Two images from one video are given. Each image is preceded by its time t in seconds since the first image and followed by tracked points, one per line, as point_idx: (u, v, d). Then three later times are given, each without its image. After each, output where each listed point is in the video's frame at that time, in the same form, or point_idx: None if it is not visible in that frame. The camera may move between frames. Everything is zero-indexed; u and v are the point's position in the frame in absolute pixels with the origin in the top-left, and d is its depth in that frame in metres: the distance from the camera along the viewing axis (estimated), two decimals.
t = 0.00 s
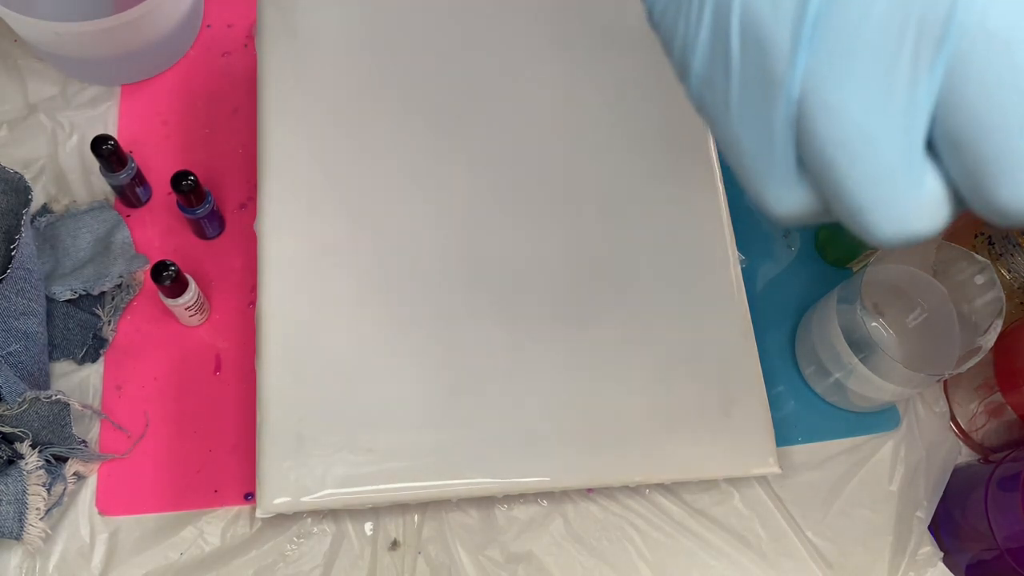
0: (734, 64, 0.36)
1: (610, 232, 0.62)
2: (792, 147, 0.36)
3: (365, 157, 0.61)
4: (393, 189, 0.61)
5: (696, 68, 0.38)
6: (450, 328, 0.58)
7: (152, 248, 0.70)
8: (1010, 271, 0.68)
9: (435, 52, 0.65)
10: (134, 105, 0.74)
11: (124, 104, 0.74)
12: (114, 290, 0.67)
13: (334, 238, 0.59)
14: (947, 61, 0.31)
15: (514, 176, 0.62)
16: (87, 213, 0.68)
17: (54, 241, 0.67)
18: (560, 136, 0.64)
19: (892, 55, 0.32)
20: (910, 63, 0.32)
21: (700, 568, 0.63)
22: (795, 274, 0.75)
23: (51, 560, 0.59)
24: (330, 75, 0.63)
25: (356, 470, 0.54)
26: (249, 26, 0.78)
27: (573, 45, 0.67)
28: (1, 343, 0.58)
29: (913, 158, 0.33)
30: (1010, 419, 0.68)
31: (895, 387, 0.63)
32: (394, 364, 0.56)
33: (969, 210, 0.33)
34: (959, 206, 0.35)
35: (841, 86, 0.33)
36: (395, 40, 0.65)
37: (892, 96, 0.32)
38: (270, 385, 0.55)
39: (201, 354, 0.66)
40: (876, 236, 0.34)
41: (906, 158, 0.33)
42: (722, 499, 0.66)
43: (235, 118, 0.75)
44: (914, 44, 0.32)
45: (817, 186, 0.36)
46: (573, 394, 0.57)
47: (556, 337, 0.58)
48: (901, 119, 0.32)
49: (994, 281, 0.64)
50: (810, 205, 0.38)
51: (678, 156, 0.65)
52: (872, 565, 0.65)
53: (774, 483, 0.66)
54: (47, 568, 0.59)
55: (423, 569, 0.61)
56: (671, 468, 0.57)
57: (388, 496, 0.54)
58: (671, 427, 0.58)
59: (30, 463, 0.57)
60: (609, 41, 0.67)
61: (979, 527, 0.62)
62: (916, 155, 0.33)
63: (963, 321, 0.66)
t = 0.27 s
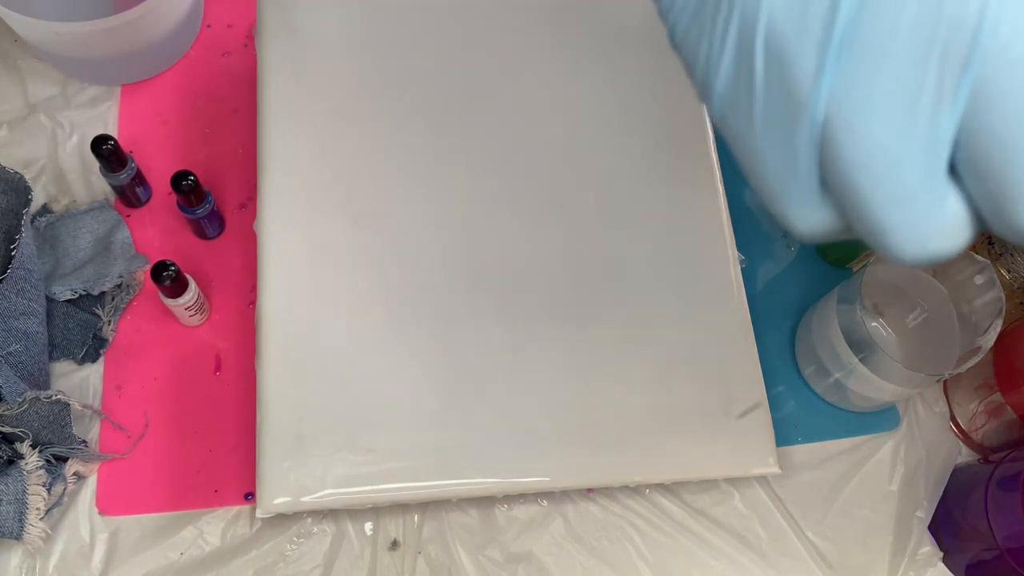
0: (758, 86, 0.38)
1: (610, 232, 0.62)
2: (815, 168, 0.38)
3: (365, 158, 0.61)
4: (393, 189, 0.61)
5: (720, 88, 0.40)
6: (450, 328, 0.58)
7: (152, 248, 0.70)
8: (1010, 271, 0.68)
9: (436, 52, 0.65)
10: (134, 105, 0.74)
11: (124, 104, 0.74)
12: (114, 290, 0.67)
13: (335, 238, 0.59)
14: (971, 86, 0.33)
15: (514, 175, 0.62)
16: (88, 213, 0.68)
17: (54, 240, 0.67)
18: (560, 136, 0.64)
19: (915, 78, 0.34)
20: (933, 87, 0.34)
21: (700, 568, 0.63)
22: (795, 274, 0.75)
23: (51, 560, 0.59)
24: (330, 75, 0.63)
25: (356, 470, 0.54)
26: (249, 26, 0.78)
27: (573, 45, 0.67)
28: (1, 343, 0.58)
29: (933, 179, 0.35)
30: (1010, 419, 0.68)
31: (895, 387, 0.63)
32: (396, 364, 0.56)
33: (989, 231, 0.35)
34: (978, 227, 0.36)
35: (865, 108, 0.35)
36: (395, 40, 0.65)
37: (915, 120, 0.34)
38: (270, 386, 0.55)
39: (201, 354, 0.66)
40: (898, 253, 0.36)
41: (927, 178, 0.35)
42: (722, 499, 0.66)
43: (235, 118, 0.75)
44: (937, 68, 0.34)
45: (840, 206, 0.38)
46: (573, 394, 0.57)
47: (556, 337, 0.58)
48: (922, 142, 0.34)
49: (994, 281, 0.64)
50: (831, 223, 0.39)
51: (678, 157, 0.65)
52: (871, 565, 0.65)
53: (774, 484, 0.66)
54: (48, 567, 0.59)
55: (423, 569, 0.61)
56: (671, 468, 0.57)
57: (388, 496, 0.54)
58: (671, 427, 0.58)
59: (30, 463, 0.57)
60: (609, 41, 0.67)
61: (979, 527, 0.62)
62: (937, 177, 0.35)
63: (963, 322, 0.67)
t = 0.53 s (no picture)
0: None
1: (610, 232, 0.62)
2: (735, 49, 0.35)
3: (365, 158, 0.61)
4: (393, 189, 0.61)
5: None
6: (450, 328, 0.58)
7: (152, 248, 0.70)
8: (1010, 271, 0.68)
9: (436, 52, 0.65)
10: (134, 105, 0.74)
11: (124, 104, 0.74)
12: (114, 290, 0.67)
13: (336, 238, 0.59)
14: None
15: (514, 175, 0.62)
16: (88, 213, 0.69)
17: (54, 241, 0.67)
18: (560, 136, 0.64)
19: None
20: None
21: (700, 568, 0.63)
22: (795, 274, 0.75)
23: (51, 560, 0.59)
24: (330, 75, 0.63)
25: (356, 469, 0.54)
26: (249, 26, 0.78)
27: (573, 45, 0.67)
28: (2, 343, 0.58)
29: (860, 45, 0.32)
30: (1010, 419, 0.68)
31: (895, 387, 0.63)
32: (396, 364, 0.56)
33: (928, 111, 0.33)
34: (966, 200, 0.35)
35: None
36: (395, 40, 0.65)
37: None
38: (270, 386, 0.55)
39: (201, 354, 0.66)
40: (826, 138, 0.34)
41: (853, 48, 0.32)
42: (723, 499, 0.66)
43: (235, 118, 0.75)
44: None
45: (768, 94, 0.35)
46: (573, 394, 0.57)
47: (556, 337, 0.58)
48: None
49: (994, 281, 0.64)
50: (760, 117, 0.37)
51: (677, 157, 0.65)
52: (871, 565, 0.65)
53: (774, 483, 0.66)
54: (48, 567, 0.59)
55: (423, 569, 0.61)
56: (671, 467, 0.57)
57: (388, 496, 0.54)
58: (671, 427, 0.58)
59: (30, 463, 0.57)
60: (610, 41, 0.67)
61: (979, 527, 0.62)
62: (864, 42, 0.32)
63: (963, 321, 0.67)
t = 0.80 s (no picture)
0: None
1: (609, 232, 0.62)
2: None
3: (365, 158, 0.61)
4: (393, 189, 0.61)
5: None
6: (450, 328, 0.58)
7: (152, 248, 0.70)
8: (1010, 271, 0.68)
9: (436, 52, 0.65)
10: (134, 105, 0.74)
11: (123, 104, 0.74)
12: (114, 290, 0.67)
13: (336, 237, 0.59)
14: None
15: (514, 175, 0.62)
16: (88, 213, 0.69)
17: (54, 241, 0.67)
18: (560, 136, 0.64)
19: None
20: None
21: (700, 568, 0.63)
22: (795, 274, 0.75)
23: (51, 559, 0.59)
24: (330, 75, 0.63)
25: (356, 469, 0.54)
26: (249, 26, 0.78)
27: (573, 45, 0.67)
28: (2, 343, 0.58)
29: None
30: (1010, 419, 0.68)
31: (895, 387, 0.63)
32: (396, 364, 0.56)
33: None
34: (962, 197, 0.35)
35: None
36: (395, 40, 0.65)
37: None
38: (270, 385, 0.55)
39: (201, 354, 0.66)
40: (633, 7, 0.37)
41: None
42: (722, 499, 0.66)
43: (235, 118, 0.75)
44: None
45: None
46: (572, 394, 0.57)
47: (556, 337, 0.58)
48: None
49: (994, 281, 0.65)
50: None
51: (677, 156, 0.65)
52: (871, 564, 0.65)
53: (773, 483, 0.66)
54: (48, 567, 0.59)
55: (423, 569, 0.61)
56: (671, 467, 0.57)
57: (388, 496, 0.54)
58: (671, 426, 0.58)
59: (30, 463, 0.57)
60: (610, 41, 0.67)
61: (979, 527, 0.62)
62: None
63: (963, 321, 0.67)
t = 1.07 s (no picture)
0: None
1: (609, 232, 0.62)
2: None
3: (365, 158, 0.61)
4: (393, 189, 0.61)
5: None
6: (450, 327, 0.58)
7: (152, 248, 0.70)
8: (1010, 271, 0.68)
9: (436, 52, 0.65)
10: (134, 105, 0.74)
11: (123, 104, 0.74)
12: (114, 290, 0.67)
13: (336, 237, 0.59)
14: None
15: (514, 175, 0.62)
16: (88, 213, 0.69)
17: (54, 241, 0.67)
18: (560, 136, 0.64)
19: None
20: None
21: (700, 568, 0.63)
22: (795, 274, 0.75)
23: (51, 559, 0.59)
24: (330, 75, 0.63)
25: (356, 469, 0.54)
26: (249, 26, 0.78)
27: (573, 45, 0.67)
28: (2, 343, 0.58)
29: None
30: (1010, 419, 0.68)
31: (895, 387, 0.63)
32: (396, 363, 0.56)
33: None
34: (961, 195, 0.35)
35: None
36: (395, 40, 0.65)
37: None
38: (271, 385, 0.55)
39: (201, 354, 0.66)
40: None
41: None
42: (722, 499, 0.66)
43: (235, 119, 0.75)
44: None
45: None
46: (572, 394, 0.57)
47: (555, 336, 0.58)
48: None
49: (994, 281, 0.65)
50: None
51: (677, 156, 0.65)
52: (871, 564, 0.65)
53: (773, 483, 0.67)
54: (48, 567, 0.59)
55: (423, 569, 0.62)
56: (670, 467, 0.57)
57: (388, 496, 0.54)
58: (670, 426, 0.58)
59: (30, 463, 0.57)
60: (610, 41, 0.67)
61: (979, 527, 0.62)
62: None
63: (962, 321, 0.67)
